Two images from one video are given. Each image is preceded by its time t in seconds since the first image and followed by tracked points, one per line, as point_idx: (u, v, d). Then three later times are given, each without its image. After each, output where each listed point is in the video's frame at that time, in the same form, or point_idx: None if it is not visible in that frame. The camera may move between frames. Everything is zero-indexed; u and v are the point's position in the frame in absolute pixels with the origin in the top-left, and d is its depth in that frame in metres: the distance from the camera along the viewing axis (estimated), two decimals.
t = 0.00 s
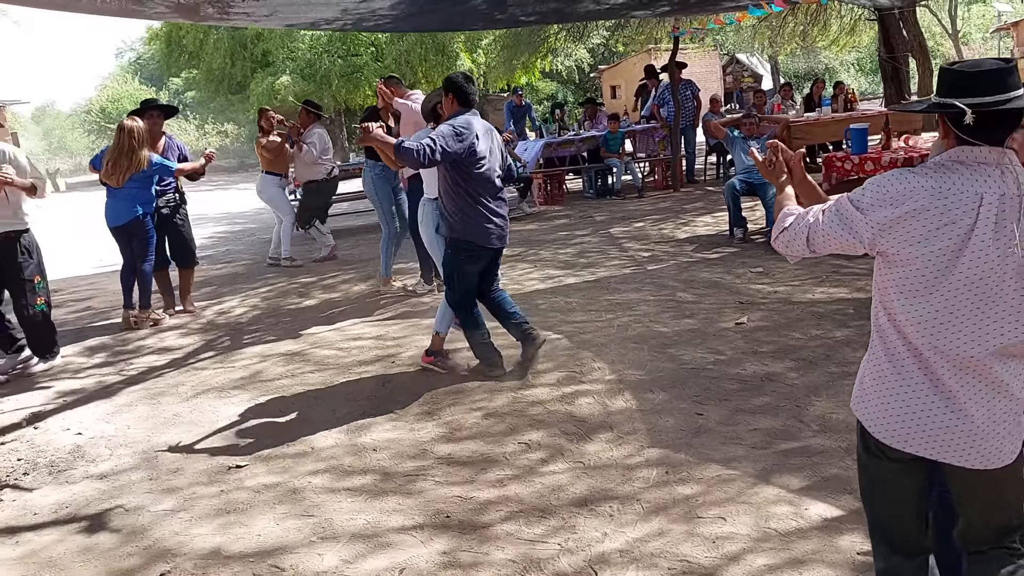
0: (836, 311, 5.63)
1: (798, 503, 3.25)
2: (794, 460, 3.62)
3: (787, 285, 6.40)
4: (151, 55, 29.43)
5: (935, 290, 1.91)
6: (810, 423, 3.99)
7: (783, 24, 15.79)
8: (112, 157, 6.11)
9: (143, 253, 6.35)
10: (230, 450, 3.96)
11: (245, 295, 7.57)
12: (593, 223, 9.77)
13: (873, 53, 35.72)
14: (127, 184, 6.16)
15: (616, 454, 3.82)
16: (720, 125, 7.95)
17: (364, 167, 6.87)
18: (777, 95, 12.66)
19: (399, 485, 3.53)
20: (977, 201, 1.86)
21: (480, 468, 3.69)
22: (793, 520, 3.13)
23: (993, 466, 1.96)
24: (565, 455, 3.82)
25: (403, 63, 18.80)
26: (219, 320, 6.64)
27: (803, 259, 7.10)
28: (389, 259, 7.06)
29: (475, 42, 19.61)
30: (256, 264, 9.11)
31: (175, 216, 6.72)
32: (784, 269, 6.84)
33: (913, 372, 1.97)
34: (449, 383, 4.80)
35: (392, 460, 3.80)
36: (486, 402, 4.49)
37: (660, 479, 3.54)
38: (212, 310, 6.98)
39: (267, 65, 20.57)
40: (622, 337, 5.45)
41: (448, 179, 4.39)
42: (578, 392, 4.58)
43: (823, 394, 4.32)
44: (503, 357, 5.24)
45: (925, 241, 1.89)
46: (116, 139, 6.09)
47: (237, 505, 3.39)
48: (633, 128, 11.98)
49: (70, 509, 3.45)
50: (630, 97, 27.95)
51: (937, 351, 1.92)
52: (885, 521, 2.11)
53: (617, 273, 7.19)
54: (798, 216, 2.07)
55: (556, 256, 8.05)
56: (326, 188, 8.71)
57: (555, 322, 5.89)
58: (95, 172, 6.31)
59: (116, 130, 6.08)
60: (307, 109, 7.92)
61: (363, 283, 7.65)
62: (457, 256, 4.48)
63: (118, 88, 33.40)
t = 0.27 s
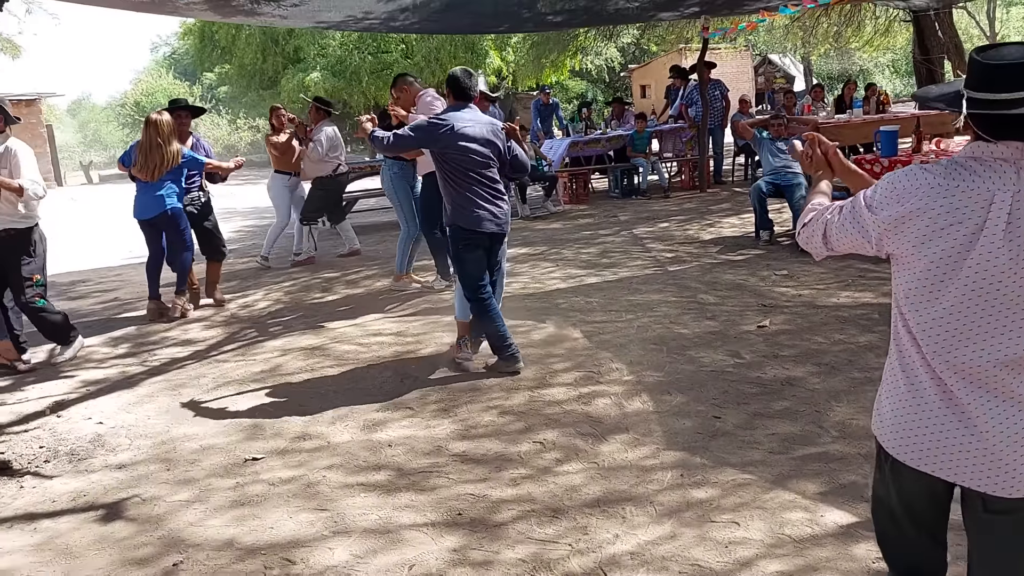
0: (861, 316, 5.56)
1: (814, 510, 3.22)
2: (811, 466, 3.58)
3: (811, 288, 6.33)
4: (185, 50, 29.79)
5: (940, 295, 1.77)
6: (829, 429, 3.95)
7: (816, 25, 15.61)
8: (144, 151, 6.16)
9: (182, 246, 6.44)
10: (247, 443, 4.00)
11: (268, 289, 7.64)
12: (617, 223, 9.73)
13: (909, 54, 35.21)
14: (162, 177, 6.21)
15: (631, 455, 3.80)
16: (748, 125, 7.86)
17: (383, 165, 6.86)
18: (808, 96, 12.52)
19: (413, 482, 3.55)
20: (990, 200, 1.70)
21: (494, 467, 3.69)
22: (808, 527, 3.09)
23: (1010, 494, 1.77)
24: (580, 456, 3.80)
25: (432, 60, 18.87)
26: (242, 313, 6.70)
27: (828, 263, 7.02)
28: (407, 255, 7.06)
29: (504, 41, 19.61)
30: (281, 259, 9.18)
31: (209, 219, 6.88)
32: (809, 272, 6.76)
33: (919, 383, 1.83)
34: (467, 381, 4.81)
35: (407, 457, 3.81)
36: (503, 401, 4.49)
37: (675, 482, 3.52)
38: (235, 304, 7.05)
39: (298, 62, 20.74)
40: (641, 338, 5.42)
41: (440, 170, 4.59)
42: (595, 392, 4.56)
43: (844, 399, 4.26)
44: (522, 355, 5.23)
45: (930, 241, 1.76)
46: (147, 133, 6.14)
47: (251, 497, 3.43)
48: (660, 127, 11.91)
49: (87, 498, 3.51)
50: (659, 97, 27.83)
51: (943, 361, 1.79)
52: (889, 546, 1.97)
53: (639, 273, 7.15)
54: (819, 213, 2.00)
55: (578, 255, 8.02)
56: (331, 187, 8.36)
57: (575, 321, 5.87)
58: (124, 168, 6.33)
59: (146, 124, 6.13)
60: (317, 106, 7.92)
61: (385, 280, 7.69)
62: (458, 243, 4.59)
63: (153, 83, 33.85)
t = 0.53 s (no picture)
0: (883, 320, 5.49)
1: (830, 515, 3.18)
2: (829, 471, 3.54)
3: (833, 291, 6.27)
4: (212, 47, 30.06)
5: (942, 330, 1.70)
6: (848, 433, 3.90)
7: (843, 24, 15.43)
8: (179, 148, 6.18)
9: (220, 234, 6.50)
10: (264, 438, 4.03)
11: (289, 285, 7.69)
12: (638, 222, 9.70)
13: (939, 55, 34.75)
14: (199, 172, 6.27)
15: (647, 457, 3.78)
16: (771, 126, 7.80)
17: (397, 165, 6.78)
18: (834, 96, 12.39)
19: (427, 480, 3.56)
20: (999, 236, 1.62)
21: (508, 467, 3.69)
22: (824, 532, 3.06)
23: (1002, 542, 1.69)
24: (595, 456, 3.79)
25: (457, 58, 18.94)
26: (262, 309, 6.76)
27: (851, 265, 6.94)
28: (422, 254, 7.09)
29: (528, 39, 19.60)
30: (303, 255, 9.24)
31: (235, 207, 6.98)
32: (831, 275, 6.70)
33: (919, 421, 1.77)
34: (484, 380, 4.82)
35: (421, 455, 3.82)
36: (519, 400, 4.49)
37: (689, 485, 3.50)
38: (257, 300, 7.11)
39: (323, 59, 20.86)
40: (659, 339, 5.39)
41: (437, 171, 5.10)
42: (612, 393, 4.54)
43: (864, 404, 4.21)
44: (539, 355, 5.23)
45: (936, 272, 1.69)
46: (181, 129, 6.15)
47: (266, 493, 3.45)
48: (683, 127, 11.85)
49: (105, 490, 3.56)
50: (683, 96, 27.70)
51: (940, 400, 1.71)
52: None
53: (659, 274, 7.11)
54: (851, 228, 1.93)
55: (598, 255, 8.00)
56: (332, 181, 8.34)
57: (593, 321, 5.86)
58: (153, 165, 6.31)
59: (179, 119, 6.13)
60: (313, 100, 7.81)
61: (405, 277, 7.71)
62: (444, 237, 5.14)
63: (180, 79, 34.19)
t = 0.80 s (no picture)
0: (901, 324, 5.44)
1: (844, 521, 3.16)
2: (843, 477, 3.51)
3: (850, 294, 6.22)
4: (231, 46, 30.22)
5: (979, 334, 1.74)
6: (864, 439, 3.87)
7: (863, 26, 15.31)
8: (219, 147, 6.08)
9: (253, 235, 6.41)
10: (277, 437, 4.05)
11: (304, 283, 7.72)
12: (654, 224, 9.67)
13: (959, 57, 34.44)
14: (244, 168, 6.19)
15: (659, 460, 3.77)
16: (788, 128, 7.77)
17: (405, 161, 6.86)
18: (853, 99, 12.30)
19: (438, 481, 3.56)
20: None
21: (521, 469, 3.69)
22: (838, 539, 3.04)
23: None
24: (607, 459, 3.78)
25: (474, 58, 18.96)
26: (277, 307, 6.78)
27: (869, 269, 6.88)
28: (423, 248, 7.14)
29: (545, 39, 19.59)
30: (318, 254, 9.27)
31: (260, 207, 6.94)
32: (848, 278, 6.64)
33: (957, 426, 1.80)
34: (497, 380, 4.81)
35: (434, 455, 3.83)
36: (532, 401, 4.48)
37: (702, 489, 3.48)
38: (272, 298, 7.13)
39: (341, 59, 20.93)
40: (674, 341, 5.37)
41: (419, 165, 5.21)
42: (625, 395, 4.53)
43: (880, 409, 4.18)
44: (552, 356, 5.22)
45: (972, 276, 1.73)
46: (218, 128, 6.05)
47: (278, 492, 3.46)
48: (700, 128, 11.81)
49: (119, 487, 3.58)
50: (700, 98, 27.60)
51: (974, 403, 1.76)
52: None
53: (674, 275, 7.09)
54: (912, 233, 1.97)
55: (613, 256, 7.98)
56: (338, 182, 8.29)
57: (606, 322, 5.84)
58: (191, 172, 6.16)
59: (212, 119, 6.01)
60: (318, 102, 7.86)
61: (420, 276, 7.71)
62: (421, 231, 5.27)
63: (199, 77, 34.41)
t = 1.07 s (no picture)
0: (915, 329, 5.41)
1: (856, 527, 3.15)
2: (855, 482, 3.50)
3: (864, 298, 6.18)
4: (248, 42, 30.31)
5: None
6: (877, 444, 3.85)
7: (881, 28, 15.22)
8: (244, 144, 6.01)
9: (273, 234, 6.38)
10: (289, 434, 4.07)
11: (317, 281, 7.75)
12: (667, 224, 9.64)
13: (977, 60, 34.19)
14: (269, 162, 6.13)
15: (670, 462, 3.76)
16: (803, 130, 7.75)
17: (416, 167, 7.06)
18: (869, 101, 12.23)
19: (449, 480, 3.57)
20: None
21: (531, 469, 3.69)
22: (850, 544, 3.03)
23: None
24: (618, 460, 3.78)
25: (489, 57, 18.98)
26: (290, 303, 6.82)
27: (883, 273, 6.84)
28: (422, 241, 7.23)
29: (560, 39, 19.57)
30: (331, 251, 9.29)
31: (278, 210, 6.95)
32: (862, 282, 6.61)
33: None
34: (509, 379, 4.82)
35: (444, 454, 3.84)
36: (543, 401, 4.48)
37: (712, 492, 3.47)
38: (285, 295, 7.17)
39: (356, 57, 20.97)
40: (686, 343, 5.36)
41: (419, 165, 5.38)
42: (636, 397, 4.52)
43: (893, 414, 4.15)
44: (563, 356, 5.22)
45: None
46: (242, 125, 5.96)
47: (289, 489, 3.48)
48: (715, 130, 11.77)
49: (132, 481, 3.61)
50: (716, 99, 27.51)
51: None
52: None
53: (687, 277, 7.07)
54: None
55: (626, 256, 7.97)
56: (348, 185, 8.08)
57: (618, 323, 5.83)
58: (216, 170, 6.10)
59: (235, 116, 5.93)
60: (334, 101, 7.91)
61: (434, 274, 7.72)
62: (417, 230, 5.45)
63: (215, 74, 34.57)
